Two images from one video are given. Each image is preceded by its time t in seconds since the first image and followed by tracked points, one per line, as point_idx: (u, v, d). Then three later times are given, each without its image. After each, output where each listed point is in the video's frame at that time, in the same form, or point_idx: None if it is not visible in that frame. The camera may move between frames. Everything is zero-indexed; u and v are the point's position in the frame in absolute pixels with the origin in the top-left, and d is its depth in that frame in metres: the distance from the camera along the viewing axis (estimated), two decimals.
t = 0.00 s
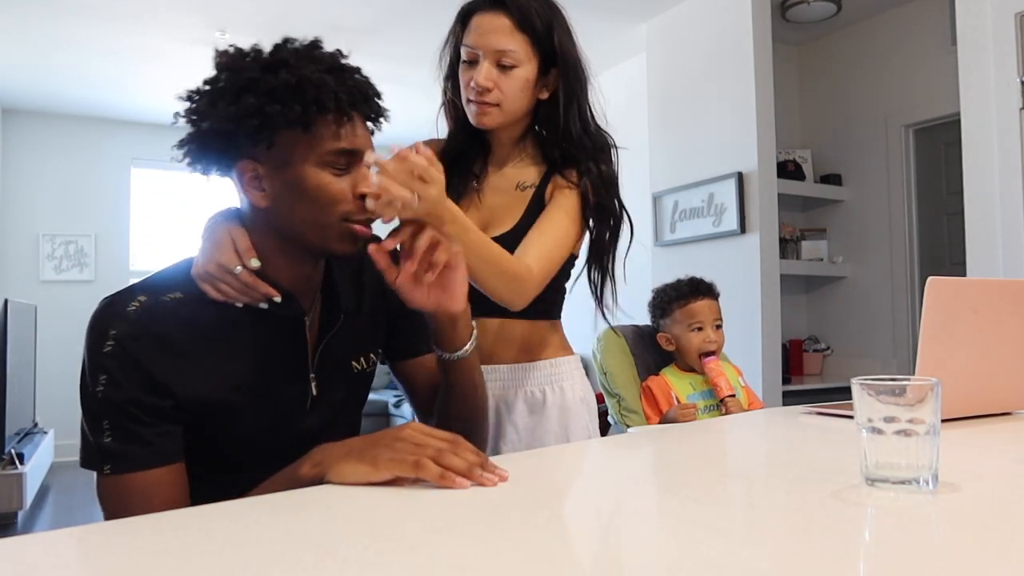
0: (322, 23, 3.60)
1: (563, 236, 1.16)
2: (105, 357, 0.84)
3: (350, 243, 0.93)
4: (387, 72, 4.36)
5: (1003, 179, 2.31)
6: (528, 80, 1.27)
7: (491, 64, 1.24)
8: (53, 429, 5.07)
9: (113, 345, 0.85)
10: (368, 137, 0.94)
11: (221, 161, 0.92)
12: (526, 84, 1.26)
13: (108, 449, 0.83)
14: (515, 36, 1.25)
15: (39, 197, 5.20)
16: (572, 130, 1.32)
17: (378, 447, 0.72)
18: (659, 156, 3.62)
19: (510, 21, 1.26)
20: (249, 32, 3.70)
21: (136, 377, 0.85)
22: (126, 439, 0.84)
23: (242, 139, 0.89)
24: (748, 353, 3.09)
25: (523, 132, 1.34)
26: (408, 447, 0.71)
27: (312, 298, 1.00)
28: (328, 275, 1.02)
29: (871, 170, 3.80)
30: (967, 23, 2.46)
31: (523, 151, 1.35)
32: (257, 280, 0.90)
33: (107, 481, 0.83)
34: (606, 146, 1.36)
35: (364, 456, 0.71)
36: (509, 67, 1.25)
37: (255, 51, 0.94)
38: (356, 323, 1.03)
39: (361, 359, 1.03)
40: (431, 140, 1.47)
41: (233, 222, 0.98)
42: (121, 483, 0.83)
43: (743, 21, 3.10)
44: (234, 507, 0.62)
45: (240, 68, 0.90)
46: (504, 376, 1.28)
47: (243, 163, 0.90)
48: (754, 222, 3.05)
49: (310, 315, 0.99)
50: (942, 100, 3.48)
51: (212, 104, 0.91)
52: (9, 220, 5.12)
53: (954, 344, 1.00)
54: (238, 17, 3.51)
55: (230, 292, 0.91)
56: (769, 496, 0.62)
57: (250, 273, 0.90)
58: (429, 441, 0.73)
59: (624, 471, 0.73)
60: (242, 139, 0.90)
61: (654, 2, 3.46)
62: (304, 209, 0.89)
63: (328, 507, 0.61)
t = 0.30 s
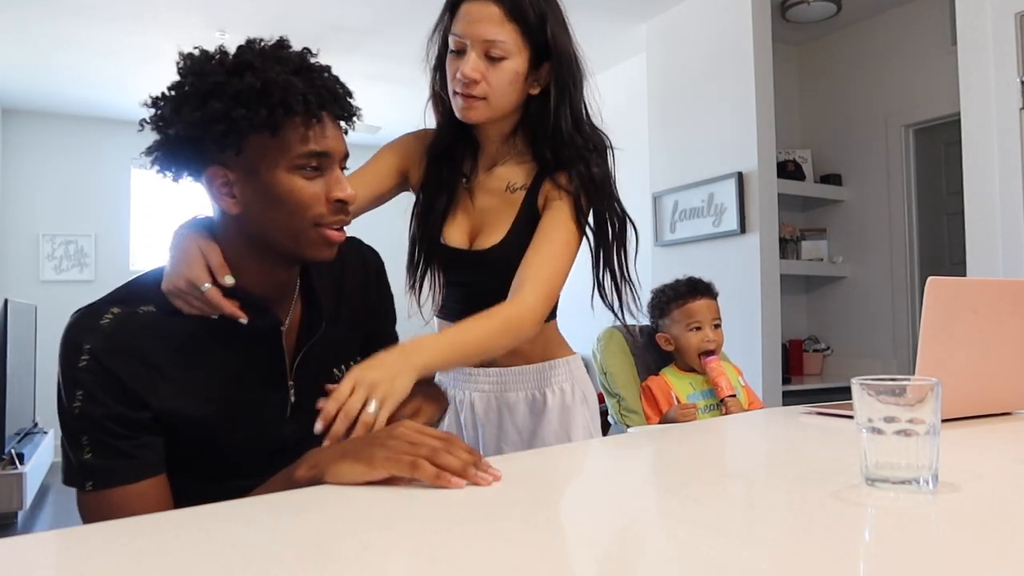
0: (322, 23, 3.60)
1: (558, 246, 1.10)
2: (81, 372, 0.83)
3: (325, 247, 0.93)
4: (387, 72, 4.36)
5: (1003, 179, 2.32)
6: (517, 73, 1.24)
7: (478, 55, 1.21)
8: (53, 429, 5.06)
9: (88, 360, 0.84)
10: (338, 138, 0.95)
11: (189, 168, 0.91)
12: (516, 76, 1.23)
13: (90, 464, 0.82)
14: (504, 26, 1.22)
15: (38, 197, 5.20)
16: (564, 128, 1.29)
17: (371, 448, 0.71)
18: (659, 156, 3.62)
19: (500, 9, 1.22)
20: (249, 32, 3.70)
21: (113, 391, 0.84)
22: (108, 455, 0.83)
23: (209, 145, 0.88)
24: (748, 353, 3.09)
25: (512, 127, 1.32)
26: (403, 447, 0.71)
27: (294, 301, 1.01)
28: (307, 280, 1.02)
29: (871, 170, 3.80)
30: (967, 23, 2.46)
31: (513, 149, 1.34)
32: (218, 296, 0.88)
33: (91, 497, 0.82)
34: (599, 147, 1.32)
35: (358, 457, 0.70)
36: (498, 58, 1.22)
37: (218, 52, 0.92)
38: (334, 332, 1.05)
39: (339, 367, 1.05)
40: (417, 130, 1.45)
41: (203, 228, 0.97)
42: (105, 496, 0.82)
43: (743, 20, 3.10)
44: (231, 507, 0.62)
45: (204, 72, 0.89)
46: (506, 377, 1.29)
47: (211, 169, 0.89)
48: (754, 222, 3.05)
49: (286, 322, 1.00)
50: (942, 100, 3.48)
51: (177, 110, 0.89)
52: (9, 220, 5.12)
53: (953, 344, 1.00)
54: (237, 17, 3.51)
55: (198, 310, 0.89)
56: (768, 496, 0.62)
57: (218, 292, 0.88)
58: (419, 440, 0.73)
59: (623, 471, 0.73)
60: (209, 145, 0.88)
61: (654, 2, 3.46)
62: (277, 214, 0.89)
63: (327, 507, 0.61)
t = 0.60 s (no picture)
0: (322, 23, 3.60)
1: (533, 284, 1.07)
2: (89, 373, 0.81)
3: (338, 259, 0.92)
4: (387, 72, 4.36)
5: (1003, 179, 2.31)
6: (509, 89, 1.14)
7: (467, 70, 1.11)
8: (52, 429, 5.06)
9: (97, 360, 0.82)
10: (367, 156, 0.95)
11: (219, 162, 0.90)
12: (507, 94, 1.14)
13: (89, 463, 0.81)
14: (495, 39, 1.12)
15: (38, 197, 5.20)
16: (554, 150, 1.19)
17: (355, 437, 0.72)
18: (659, 155, 3.62)
19: (489, 18, 1.12)
20: (249, 32, 3.70)
21: (121, 393, 0.83)
22: (111, 456, 0.82)
23: (242, 143, 0.88)
24: (748, 353, 3.09)
25: (506, 143, 1.23)
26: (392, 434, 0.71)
27: (295, 310, 1.01)
28: (309, 290, 1.01)
29: (871, 170, 3.80)
30: (967, 23, 2.46)
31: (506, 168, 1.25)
32: (227, 301, 0.87)
33: (88, 498, 0.81)
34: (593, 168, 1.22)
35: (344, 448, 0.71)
36: (488, 75, 1.12)
37: (266, 57, 0.93)
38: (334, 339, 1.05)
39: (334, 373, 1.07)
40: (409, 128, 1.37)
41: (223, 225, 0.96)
42: (104, 497, 0.81)
43: (742, 20, 3.10)
44: (233, 507, 0.62)
45: (250, 75, 0.90)
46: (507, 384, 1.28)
47: (238, 167, 0.89)
48: (754, 222, 3.05)
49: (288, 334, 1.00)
50: (942, 100, 3.48)
51: (215, 105, 0.89)
52: (9, 220, 5.12)
53: (953, 345, 1.00)
54: (237, 17, 3.51)
55: (200, 311, 0.88)
56: (769, 495, 0.62)
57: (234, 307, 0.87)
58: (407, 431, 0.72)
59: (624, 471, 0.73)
60: (242, 144, 0.88)
61: (654, 2, 3.46)
62: (298, 219, 0.89)
63: (330, 507, 0.61)
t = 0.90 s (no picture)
0: (322, 23, 3.60)
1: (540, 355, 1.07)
2: (79, 378, 0.70)
3: (327, 245, 0.77)
4: (387, 72, 4.36)
5: (1003, 179, 2.31)
6: (523, 92, 1.09)
7: (480, 73, 1.06)
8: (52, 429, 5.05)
9: (87, 365, 0.70)
10: (345, 131, 0.78)
11: (184, 171, 0.74)
12: (522, 96, 1.09)
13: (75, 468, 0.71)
14: (509, 42, 1.06)
15: (37, 197, 5.20)
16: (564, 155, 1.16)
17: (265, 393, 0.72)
18: (659, 155, 3.62)
19: (501, 20, 1.06)
20: (249, 32, 3.71)
21: (114, 403, 0.71)
22: (98, 462, 0.71)
23: (204, 140, 0.72)
24: (748, 352, 3.09)
25: (516, 144, 1.19)
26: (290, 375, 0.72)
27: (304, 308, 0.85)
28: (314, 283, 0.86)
29: (871, 170, 3.80)
30: (967, 23, 2.46)
31: (516, 166, 1.20)
32: (222, 304, 0.75)
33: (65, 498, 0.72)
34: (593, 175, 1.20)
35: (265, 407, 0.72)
36: (502, 79, 1.06)
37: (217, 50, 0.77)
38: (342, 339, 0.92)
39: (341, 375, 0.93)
40: (421, 121, 1.30)
41: (207, 242, 0.80)
42: (90, 500, 0.72)
43: (742, 21, 3.10)
44: (234, 508, 0.61)
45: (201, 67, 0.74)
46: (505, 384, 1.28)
47: (211, 166, 0.72)
48: (754, 222, 3.05)
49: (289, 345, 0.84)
50: (942, 100, 3.48)
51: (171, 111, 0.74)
52: (9, 220, 5.12)
53: (953, 344, 1.00)
54: (236, 17, 3.51)
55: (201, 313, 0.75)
56: (769, 495, 0.62)
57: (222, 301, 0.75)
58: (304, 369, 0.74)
59: (624, 471, 0.73)
60: (204, 140, 0.72)
61: (654, 3, 3.46)
62: (277, 211, 0.74)
63: (330, 508, 0.61)
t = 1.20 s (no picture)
0: (321, 23, 3.60)
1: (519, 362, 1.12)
2: (78, 371, 0.75)
3: (308, 239, 0.85)
4: (386, 71, 4.36)
5: (1003, 179, 2.31)
6: (518, 98, 1.09)
7: (475, 79, 1.06)
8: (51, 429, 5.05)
9: (84, 358, 0.75)
10: (320, 128, 0.85)
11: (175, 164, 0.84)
12: (517, 102, 1.09)
13: (83, 460, 0.76)
14: (504, 48, 1.06)
15: (37, 197, 5.20)
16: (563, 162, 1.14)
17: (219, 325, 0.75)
18: (659, 155, 3.62)
19: (498, 24, 1.06)
20: (249, 32, 3.70)
21: (113, 392, 0.77)
22: (105, 451, 0.77)
23: (188, 140, 0.81)
24: (748, 353, 3.09)
25: (514, 148, 1.17)
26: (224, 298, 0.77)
27: (297, 295, 0.95)
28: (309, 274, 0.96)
29: (871, 170, 3.80)
30: (967, 22, 2.46)
31: (515, 171, 1.19)
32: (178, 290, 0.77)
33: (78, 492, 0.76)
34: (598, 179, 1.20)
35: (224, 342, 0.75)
36: (496, 85, 1.07)
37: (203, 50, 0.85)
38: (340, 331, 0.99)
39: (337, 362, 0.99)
40: (422, 124, 1.30)
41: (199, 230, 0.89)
42: (100, 490, 0.77)
43: (742, 21, 3.10)
44: (233, 507, 0.62)
45: (186, 69, 0.83)
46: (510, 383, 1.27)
47: (195, 163, 0.82)
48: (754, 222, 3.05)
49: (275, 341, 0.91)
50: (942, 100, 3.48)
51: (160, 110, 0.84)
52: (9, 220, 5.12)
53: (952, 344, 1.00)
54: (236, 17, 3.51)
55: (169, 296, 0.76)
56: (769, 495, 0.62)
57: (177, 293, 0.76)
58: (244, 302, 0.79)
59: (625, 471, 0.73)
60: (188, 139, 0.81)
61: (654, 2, 3.46)
62: (254, 206, 0.82)
63: (329, 507, 0.61)
